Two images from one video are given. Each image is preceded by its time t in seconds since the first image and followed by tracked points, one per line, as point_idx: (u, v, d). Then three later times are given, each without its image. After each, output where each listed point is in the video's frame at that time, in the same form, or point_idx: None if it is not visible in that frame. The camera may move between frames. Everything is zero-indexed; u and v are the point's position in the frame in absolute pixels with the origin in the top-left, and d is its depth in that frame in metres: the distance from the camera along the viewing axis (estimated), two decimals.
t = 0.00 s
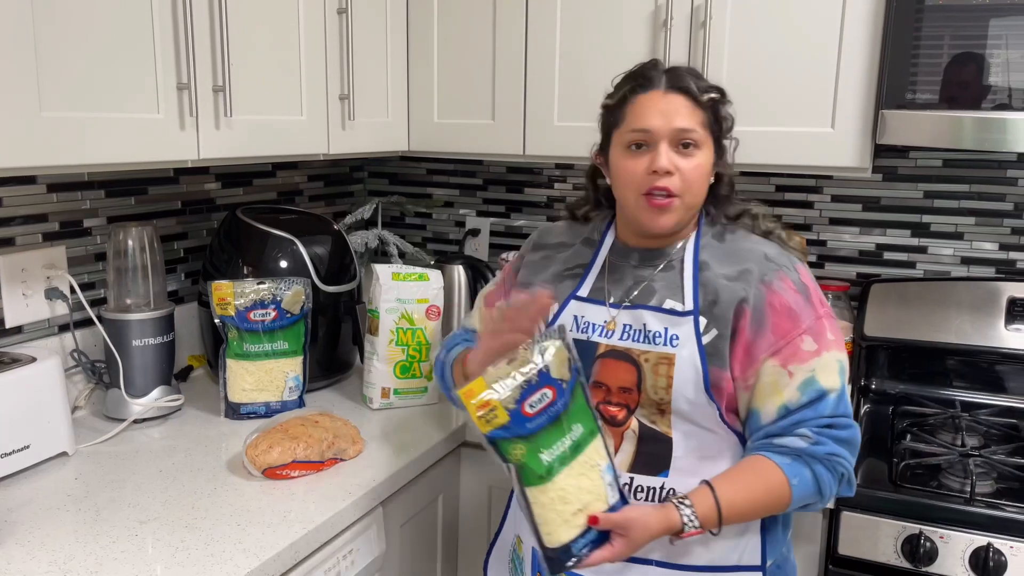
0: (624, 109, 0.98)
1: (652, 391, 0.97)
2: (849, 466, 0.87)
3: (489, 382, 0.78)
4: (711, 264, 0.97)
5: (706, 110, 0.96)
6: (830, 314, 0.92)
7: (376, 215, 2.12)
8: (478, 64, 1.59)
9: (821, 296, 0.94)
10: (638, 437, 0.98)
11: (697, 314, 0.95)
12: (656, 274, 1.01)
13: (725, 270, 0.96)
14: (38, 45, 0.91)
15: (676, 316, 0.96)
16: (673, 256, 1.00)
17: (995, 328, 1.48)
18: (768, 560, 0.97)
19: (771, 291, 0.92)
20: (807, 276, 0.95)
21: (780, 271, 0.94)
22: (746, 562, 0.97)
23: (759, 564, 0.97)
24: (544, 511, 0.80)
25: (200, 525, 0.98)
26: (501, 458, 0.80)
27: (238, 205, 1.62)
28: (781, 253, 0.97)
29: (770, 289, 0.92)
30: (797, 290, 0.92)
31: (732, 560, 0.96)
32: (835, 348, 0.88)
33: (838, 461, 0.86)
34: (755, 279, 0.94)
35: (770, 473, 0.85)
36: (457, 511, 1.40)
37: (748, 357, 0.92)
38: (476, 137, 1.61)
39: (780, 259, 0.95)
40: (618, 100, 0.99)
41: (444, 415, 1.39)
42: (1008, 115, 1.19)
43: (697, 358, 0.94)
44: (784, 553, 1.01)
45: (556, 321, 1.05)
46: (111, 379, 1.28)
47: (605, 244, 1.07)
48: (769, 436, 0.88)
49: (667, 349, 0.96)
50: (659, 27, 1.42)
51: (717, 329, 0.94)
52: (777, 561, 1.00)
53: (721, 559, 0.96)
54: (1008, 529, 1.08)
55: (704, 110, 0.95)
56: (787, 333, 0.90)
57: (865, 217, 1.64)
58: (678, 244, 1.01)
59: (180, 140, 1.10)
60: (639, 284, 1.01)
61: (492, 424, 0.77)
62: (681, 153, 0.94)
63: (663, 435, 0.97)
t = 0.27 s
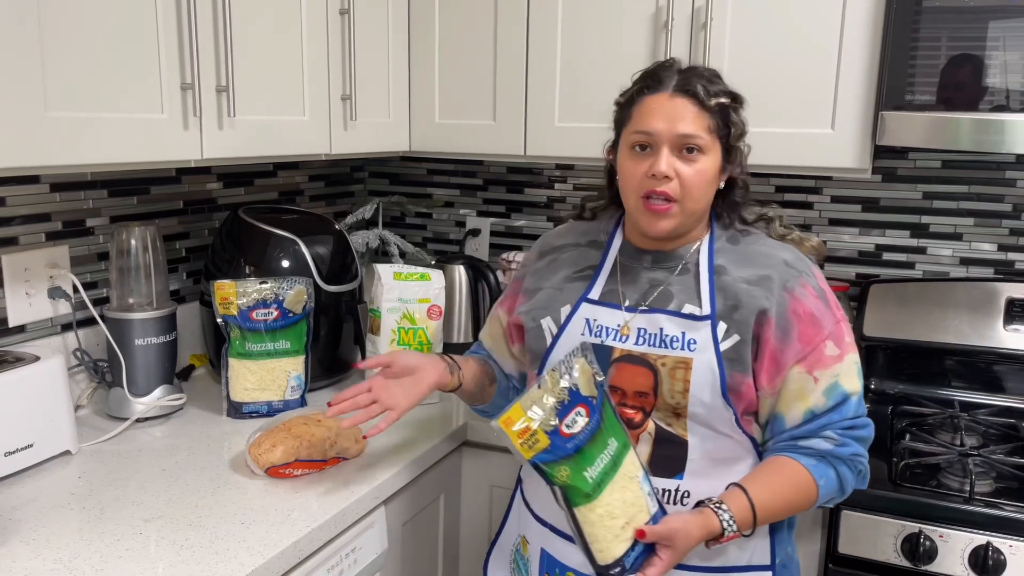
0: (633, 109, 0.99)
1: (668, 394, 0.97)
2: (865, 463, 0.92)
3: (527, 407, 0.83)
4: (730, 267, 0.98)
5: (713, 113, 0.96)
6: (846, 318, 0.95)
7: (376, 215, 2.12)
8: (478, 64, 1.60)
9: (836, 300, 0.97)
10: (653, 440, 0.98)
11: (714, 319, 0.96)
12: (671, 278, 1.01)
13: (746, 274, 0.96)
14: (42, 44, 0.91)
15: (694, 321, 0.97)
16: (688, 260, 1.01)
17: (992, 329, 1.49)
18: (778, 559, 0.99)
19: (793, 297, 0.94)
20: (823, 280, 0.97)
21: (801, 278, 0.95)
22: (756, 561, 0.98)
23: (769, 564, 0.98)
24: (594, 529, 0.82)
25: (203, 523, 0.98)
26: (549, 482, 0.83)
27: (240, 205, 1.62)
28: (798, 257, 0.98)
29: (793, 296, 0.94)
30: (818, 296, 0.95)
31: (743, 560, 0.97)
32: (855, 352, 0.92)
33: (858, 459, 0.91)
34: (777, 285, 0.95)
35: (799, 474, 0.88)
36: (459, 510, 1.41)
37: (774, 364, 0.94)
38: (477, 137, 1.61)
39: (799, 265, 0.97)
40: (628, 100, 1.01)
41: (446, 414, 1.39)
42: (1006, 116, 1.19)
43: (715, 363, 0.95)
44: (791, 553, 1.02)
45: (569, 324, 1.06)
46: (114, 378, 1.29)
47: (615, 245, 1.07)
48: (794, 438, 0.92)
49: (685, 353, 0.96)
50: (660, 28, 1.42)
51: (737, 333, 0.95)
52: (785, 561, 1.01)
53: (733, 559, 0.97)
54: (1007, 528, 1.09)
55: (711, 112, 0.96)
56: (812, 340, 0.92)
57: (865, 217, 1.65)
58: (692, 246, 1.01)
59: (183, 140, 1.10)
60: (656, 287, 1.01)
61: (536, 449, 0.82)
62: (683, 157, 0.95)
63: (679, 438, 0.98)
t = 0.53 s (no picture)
0: (637, 110, 0.99)
1: (667, 398, 0.97)
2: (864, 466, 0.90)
3: (522, 375, 0.85)
4: (726, 269, 0.98)
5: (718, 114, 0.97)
6: (844, 318, 0.94)
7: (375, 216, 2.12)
8: (477, 65, 1.60)
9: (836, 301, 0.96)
10: (654, 444, 0.99)
11: (711, 321, 0.96)
12: (668, 280, 1.01)
13: (741, 275, 0.97)
14: (43, 43, 0.91)
15: (690, 323, 0.97)
16: (685, 262, 1.01)
17: (989, 329, 1.50)
18: (780, 560, 0.99)
19: (789, 298, 0.94)
20: (821, 279, 0.97)
21: (798, 278, 0.95)
22: (758, 562, 0.98)
23: (771, 565, 0.98)
24: (583, 502, 0.83)
25: (203, 522, 0.98)
26: (540, 451, 0.85)
27: (238, 205, 1.62)
28: (796, 257, 0.98)
29: (788, 296, 0.94)
30: (814, 297, 0.94)
31: (747, 562, 0.97)
32: (852, 353, 0.91)
33: (855, 461, 0.89)
34: (773, 286, 0.95)
35: (794, 473, 0.86)
36: (457, 509, 1.41)
37: (769, 366, 0.93)
38: (475, 137, 1.62)
39: (795, 265, 0.97)
40: (631, 100, 1.00)
41: (445, 414, 1.39)
42: (1002, 118, 1.20)
43: (712, 365, 0.95)
44: (794, 554, 1.02)
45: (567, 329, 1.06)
46: (113, 377, 1.29)
47: (614, 247, 1.08)
48: (789, 438, 0.90)
49: (681, 355, 0.97)
50: (658, 29, 1.43)
51: (733, 336, 0.95)
52: (787, 563, 1.01)
53: (736, 562, 0.97)
54: (1003, 527, 1.09)
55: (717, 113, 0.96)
56: (807, 340, 0.91)
57: (862, 218, 1.65)
58: (690, 247, 1.02)
59: (183, 140, 1.11)
60: (654, 289, 1.01)
61: (527, 417, 0.84)
62: (692, 159, 0.95)
63: (678, 443, 0.98)
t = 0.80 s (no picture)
0: (623, 109, 0.99)
1: (659, 402, 0.98)
2: (858, 467, 0.91)
3: (534, 367, 0.82)
4: (718, 272, 0.98)
5: (703, 115, 0.96)
6: (836, 319, 0.95)
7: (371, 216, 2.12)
8: (475, 65, 1.60)
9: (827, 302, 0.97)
10: (647, 448, 0.99)
11: (703, 324, 0.96)
12: (660, 283, 1.01)
13: (732, 278, 0.97)
14: (39, 42, 0.91)
15: (682, 327, 0.97)
16: (677, 265, 1.01)
17: (985, 330, 1.50)
18: (775, 562, 0.99)
19: (781, 300, 0.94)
20: (812, 281, 0.98)
21: (789, 280, 0.96)
22: (753, 564, 0.98)
23: (766, 567, 0.99)
24: (579, 499, 0.82)
25: (199, 523, 0.98)
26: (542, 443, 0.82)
27: (234, 205, 1.62)
28: (787, 258, 0.98)
29: (779, 299, 0.94)
30: (805, 298, 0.95)
31: (741, 564, 0.98)
32: (844, 355, 0.92)
33: (849, 463, 0.90)
34: (764, 288, 0.95)
35: (787, 476, 0.88)
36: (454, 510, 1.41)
37: (761, 369, 0.94)
38: (473, 138, 1.62)
39: (786, 266, 0.97)
40: (619, 100, 1.00)
41: (441, 415, 1.39)
42: (997, 120, 1.20)
43: (704, 368, 0.95)
44: (788, 556, 1.02)
45: (560, 332, 1.06)
46: (108, 378, 1.28)
47: (605, 250, 1.08)
48: (783, 440, 0.92)
49: (673, 359, 0.97)
50: (655, 30, 1.43)
51: (725, 339, 0.95)
52: (782, 564, 1.02)
53: (731, 564, 0.97)
54: (999, 528, 1.10)
55: (702, 114, 0.96)
56: (799, 343, 0.92)
57: (858, 220, 1.66)
58: (681, 249, 1.02)
59: (180, 140, 1.10)
60: (646, 292, 1.01)
61: (536, 410, 0.81)
62: (674, 159, 0.95)
63: (671, 446, 0.98)
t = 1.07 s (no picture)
0: (613, 115, 0.99)
1: (657, 401, 0.98)
2: (856, 464, 0.91)
3: (519, 370, 0.83)
4: (715, 270, 0.98)
5: (694, 117, 0.95)
6: (834, 317, 0.95)
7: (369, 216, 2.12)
8: (474, 65, 1.60)
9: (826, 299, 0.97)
10: (645, 448, 0.99)
11: (700, 323, 0.96)
12: (657, 283, 1.01)
13: (730, 276, 0.97)
14: (38, 42, 0.91)
15: (679, 326, 0.97)
16: (674, 264, 1.01)
17: (983, 331, 1.51)
18: (774, 562, 0.99)
19: (779, 298, 0.94)
20: (810, 278, 0.97)
21: (786, 278, 0.96)
22: (753, 564, 0.98)
23: (765, 567, 0.98)
24: (577, 496, 0.82)
25: (198, 523, 0.98)
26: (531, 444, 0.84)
27: (233, 205, 1.61)
28: (784, 256, 0.98)
29: (777, 297, 0.94)
30: (803, 296, 0.95)
31: (740, 564, 0.98)
32: (842, 352, 0.92)
33: (847, 460, 0.90)
34: (762, 286, 0.95)
35: (785, 472, 0.88)
36: (453, 510, 1.41)
37: (759, 367, 0.94)
38: (472, 138, 1.61)
39: (784, 264, 0.97)
40: (608, 107, 1.00)
41: (440, 415, 1.39)
42: (994, 121, 1.21)
43: (702, 368, 0.95)
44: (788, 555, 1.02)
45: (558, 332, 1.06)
46: (106, 378, 1.28)
47: (602, 250, 1.07)
48: (782, 438, 0.92)
49: (671, 359, 0.97)
50: (655, 30, 1.43)
51: (723, 338, 0.95)
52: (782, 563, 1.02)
53: (730, 563, 0.97)
54: (998, 529, 1.10)
55: (691, 117, 0.95)
56: (797, 341, 0.92)
57: (856, 220, 1.66)
58: (678, 249, 1.01)
59: (179, 140, 1.10)
60: (643, 292, 1.01)
61: (524, 412, 0.82)
62: (665, 165, 0.95)
63: (669, 446, 0.98)
